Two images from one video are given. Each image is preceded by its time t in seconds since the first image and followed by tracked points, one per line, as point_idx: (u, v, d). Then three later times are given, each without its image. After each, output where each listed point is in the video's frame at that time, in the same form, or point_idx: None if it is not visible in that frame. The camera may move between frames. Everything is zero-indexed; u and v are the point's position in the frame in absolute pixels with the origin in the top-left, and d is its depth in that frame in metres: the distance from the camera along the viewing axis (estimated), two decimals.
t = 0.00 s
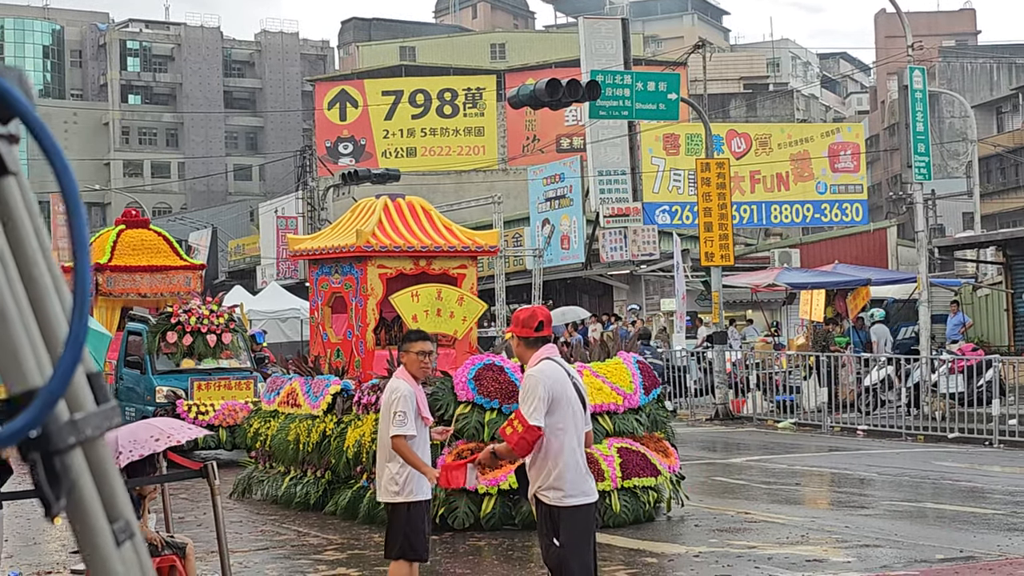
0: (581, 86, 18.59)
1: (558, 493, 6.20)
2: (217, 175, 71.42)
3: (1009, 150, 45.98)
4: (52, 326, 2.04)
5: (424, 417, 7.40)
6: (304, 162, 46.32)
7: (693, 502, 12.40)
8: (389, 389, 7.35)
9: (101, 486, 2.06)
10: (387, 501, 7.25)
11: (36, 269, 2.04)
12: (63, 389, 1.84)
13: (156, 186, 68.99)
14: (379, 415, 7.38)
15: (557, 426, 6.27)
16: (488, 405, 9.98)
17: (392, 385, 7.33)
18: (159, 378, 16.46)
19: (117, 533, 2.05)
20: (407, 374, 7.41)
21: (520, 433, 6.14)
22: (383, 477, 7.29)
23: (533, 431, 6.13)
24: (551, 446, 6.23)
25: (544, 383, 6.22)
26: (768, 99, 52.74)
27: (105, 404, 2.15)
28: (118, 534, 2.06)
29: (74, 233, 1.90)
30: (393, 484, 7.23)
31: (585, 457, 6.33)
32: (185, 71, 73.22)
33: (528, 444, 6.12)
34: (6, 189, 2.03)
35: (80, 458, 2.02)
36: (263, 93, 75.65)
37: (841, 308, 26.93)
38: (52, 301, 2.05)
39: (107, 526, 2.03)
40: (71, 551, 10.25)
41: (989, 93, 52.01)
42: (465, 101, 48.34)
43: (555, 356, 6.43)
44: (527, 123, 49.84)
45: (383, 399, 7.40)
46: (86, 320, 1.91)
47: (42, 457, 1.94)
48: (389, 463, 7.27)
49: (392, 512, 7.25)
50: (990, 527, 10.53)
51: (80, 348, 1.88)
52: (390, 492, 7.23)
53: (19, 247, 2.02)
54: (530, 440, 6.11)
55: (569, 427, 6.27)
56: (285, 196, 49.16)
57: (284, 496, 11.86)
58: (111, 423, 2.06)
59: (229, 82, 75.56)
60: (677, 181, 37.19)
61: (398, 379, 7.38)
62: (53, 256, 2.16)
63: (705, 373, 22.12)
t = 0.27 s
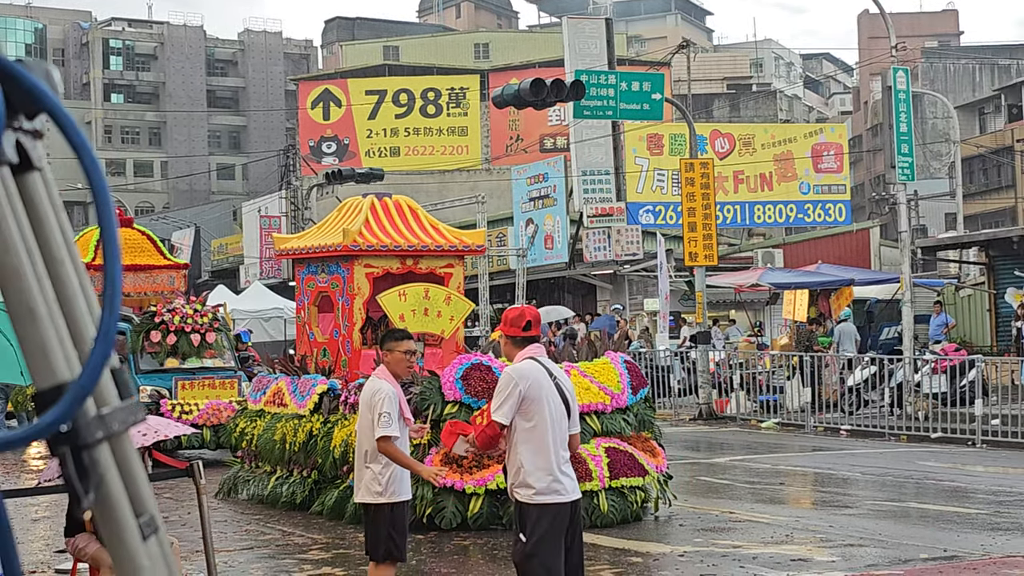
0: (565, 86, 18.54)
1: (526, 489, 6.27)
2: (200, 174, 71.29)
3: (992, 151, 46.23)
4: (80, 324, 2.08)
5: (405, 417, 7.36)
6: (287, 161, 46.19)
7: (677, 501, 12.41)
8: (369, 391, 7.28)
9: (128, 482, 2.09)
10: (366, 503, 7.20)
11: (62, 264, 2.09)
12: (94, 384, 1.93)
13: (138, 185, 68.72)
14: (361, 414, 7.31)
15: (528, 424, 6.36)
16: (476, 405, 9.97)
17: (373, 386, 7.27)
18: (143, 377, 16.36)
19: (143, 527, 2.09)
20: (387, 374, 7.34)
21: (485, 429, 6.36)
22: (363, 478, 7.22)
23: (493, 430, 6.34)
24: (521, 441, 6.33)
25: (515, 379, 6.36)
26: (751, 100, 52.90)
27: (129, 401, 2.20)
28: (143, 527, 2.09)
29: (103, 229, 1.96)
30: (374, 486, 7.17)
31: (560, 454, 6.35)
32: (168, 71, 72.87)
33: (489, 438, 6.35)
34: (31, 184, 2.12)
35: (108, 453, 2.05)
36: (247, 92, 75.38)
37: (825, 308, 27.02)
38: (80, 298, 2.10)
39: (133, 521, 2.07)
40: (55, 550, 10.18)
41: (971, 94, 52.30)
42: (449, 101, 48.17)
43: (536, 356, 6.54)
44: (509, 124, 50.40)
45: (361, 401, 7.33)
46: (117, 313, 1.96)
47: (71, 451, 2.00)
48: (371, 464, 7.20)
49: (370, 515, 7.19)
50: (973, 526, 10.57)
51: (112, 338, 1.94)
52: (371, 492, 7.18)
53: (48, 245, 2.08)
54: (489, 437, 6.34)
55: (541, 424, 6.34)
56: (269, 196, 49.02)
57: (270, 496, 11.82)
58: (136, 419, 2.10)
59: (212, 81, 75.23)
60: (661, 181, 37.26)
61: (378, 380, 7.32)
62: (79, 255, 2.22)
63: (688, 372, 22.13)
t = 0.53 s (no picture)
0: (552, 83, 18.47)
1: (496, 484, 6.30)
2: (187, 171, 71.22)
3: (978, 149, 46.40)
4: (67, 322, 2.07)
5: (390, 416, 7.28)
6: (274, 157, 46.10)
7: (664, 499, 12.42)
8: (357, 390, 7.18)
9: (113, 478, 2.08)
10: (355, 502, 7.10)
11: (49, 261, 2.08)
12: (79, 382, 1.88)
13: (125, 181, 68.60)
14: (346, 414, 7.21)
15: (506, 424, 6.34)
16: (466, 402, 9.96)
17: (361, 385, 7.17)
18: (130, 374, 16.37)
19: (128, 525, 2.08)
20: (372, 372, 7.24)
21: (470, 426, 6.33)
22: (352, 479, 7.13)
23: (482, 426, 6.29)
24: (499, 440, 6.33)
25: (494, 379, 6.35)
26: (739, 98, 53.01)
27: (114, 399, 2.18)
28: (129, 524, 2.08)
29: (90, 227, 1.93)
30: (363, 485, 7.09)
31: (538, 454, 6.33)
32: (155, 67, 72.65)
33: (477, 436, 6.27)
34: (17, 181, 2.08)
35: (95, 450, 2.04)
36: (234, 88, 75.16)
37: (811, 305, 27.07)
38: (66, 295, 2.08)
39: (118, 519, 2.06)
40: (41, 547, 10.15)
41: (958, 93, 52.52)
42: (436, 98, 48.07)
43: (521, 354, 6.53)
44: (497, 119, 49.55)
45: (347, 400, 7.21)
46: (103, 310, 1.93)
47: (56, 448, 1.98)
48: (358, 464, 7.11)
49: (358, 515, 7.09)
50: (959, 524, 10.60)
51: (95, 340, 1.90)
52: (358, 491, 7.10)
53: (32, 241, 2.06)
54: (477, 434, 6.28)
55: (519, 423, 6.31)
56: (256, 193, 48.93)
57: (259, 493, 11.81)
58: (122, 416, 2.08)
59: (199, 77, 75.02)
60: (649, 179, 37.20)
61: (365, 378, 7.22)
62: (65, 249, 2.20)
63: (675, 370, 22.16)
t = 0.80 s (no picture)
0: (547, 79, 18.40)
1: (472, 480, 6.31)
2: (181, 167, 71.04)
3: (973, 147, 46.53)
4: (24, 306, 1.92)
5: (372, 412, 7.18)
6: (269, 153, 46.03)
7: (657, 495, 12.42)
8: (346, 384, 7.01)
9: (73, 472, 1.92)
10: (347, 499, 6.96)
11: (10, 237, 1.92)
12: (35, 370, 1.72)
13: (119, 177, 68.50)
14: (330, 410, 7.06)
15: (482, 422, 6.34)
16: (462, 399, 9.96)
17: (350, 380, 7.01)
18: (123, 370, 16.34)
19: (88, 517, 1.91)
20: (357, 366, 7.09)
21: (454, 423, 6.25)
22: (342, 476, 6.97)
23: (467, 421, 6.25)
24: (478, 438, 6.31)
25: (469, 378, 6.32)
26: (734, 95, 53.04)
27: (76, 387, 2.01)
28: (89, 517, 1.92)
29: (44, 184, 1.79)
30: (356, 481, 6.96)
31: (516, 450, 6.34)
32: (149, 63, 72.54)
33: (463, 433, 6.23)
34: None
35: (52, 439, 1.86)
36: (228, 85, 75.19)
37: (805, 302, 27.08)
38: (25, 281, 1.93)
39: (78, 512, 1.89)
40: (32, 544, 10.11)
41: (953, 90, 52.62)
42: (431, 95, 48.46)
43: (490, 351, 6.53)
44: (492, 118, 50.00)
45: (334, 394, 7.03)
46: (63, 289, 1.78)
47: (10, 440, 1.77)
48: (348, 462, 6.97)
49: (352, 511, 6.96)
50: (951, 521, 10.61)
51: (54, 320, 1.75)
52: (347, 489, 6.97)
53: None
54: (465, 430, 6.23)
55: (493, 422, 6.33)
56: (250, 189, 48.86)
57: (254, 490, 11.78)
58: (83, 404, 1.91)
59: (194, 74, 74.84)
60: (643, 176, 37.18)
61: (351, 372, 7.05)
62: (21, 224, 2.04)
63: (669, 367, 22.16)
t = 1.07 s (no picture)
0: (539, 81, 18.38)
1: (432, 479, 6.36)
2: (174, 167, 70.96)
3: (966, 149, 46.61)
4: None
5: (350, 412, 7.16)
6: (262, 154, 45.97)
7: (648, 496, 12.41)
8: (329, 384, 7.00)
9: (10, 476, 1.98)
10: (328, 499, 6.92)
11: None
12: None
13: (111, 177, 68.44)
14: (309, 411, 7.03)
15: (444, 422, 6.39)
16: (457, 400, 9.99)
17: (333, 380, 6.99)
18: (113, 371, 16.27)
19: (25, 519, 1.98)
20: (339, 365, 7.10)
21: (419, 424, 6.27)
22: (323, 476, 6.92)
23: (432, 420, 6.28)
24: (440, 438, 6.37)
25: (429, 380, 6.36)
26: (727, 96, 53.01)
27: (15, 389, 2.07)
28: (26, 520, 1.99)
29: None
30: (339, 482, 6.93)
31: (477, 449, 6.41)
32: (143, 63, 72.56)
33: (431, 432, 6.26)
34: None
35: None
36: (222, 85, 74.86)
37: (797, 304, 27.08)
38: None
39: (14, 514, 1.95)
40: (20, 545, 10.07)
41: (946, 92, 52.69)
42: (424, 95, 48.57)
43: (449, 350, 6.58)
44: (485, 118, 49.82)
45: (316, 394, 7.00)
46: None
47: None
48: (329, 462, 6.92)
49: (333, 511, 6.93)
50: (942, 523, 10.61)
51: None
52: (329, 490, 6.92)
53: None
54: (431, 428, 6.26)
55: (454, 422, 6.38)
56: (243, 190, 48.80)
57: (247, 492, 11.73)
58: (20, 408, 1.98)
59: (187, 73, 74.74)
60: (636, 177, 37.19)
61: (332, 372, 7.05)
62: None
63: (661, 368, 22.15)
